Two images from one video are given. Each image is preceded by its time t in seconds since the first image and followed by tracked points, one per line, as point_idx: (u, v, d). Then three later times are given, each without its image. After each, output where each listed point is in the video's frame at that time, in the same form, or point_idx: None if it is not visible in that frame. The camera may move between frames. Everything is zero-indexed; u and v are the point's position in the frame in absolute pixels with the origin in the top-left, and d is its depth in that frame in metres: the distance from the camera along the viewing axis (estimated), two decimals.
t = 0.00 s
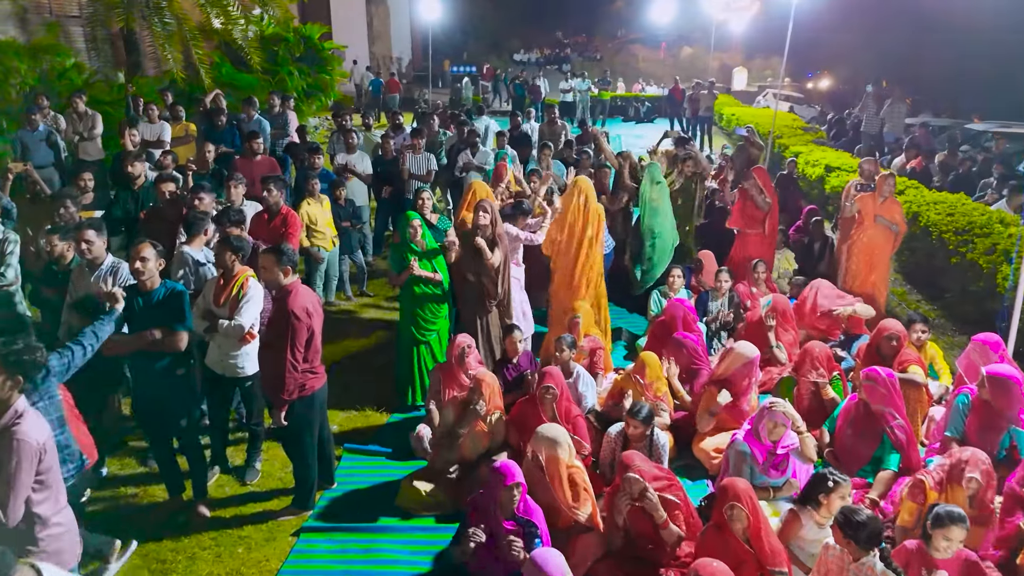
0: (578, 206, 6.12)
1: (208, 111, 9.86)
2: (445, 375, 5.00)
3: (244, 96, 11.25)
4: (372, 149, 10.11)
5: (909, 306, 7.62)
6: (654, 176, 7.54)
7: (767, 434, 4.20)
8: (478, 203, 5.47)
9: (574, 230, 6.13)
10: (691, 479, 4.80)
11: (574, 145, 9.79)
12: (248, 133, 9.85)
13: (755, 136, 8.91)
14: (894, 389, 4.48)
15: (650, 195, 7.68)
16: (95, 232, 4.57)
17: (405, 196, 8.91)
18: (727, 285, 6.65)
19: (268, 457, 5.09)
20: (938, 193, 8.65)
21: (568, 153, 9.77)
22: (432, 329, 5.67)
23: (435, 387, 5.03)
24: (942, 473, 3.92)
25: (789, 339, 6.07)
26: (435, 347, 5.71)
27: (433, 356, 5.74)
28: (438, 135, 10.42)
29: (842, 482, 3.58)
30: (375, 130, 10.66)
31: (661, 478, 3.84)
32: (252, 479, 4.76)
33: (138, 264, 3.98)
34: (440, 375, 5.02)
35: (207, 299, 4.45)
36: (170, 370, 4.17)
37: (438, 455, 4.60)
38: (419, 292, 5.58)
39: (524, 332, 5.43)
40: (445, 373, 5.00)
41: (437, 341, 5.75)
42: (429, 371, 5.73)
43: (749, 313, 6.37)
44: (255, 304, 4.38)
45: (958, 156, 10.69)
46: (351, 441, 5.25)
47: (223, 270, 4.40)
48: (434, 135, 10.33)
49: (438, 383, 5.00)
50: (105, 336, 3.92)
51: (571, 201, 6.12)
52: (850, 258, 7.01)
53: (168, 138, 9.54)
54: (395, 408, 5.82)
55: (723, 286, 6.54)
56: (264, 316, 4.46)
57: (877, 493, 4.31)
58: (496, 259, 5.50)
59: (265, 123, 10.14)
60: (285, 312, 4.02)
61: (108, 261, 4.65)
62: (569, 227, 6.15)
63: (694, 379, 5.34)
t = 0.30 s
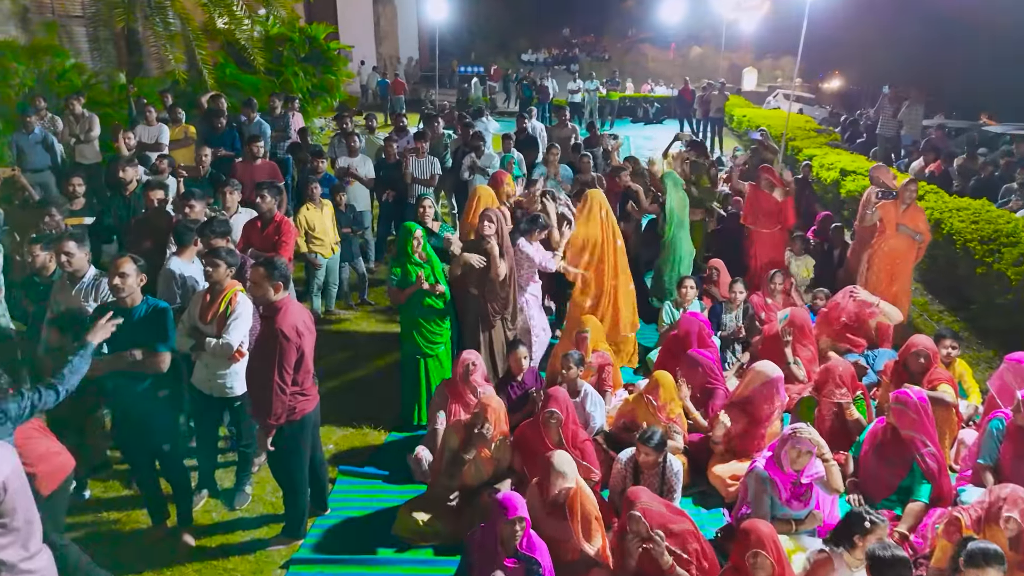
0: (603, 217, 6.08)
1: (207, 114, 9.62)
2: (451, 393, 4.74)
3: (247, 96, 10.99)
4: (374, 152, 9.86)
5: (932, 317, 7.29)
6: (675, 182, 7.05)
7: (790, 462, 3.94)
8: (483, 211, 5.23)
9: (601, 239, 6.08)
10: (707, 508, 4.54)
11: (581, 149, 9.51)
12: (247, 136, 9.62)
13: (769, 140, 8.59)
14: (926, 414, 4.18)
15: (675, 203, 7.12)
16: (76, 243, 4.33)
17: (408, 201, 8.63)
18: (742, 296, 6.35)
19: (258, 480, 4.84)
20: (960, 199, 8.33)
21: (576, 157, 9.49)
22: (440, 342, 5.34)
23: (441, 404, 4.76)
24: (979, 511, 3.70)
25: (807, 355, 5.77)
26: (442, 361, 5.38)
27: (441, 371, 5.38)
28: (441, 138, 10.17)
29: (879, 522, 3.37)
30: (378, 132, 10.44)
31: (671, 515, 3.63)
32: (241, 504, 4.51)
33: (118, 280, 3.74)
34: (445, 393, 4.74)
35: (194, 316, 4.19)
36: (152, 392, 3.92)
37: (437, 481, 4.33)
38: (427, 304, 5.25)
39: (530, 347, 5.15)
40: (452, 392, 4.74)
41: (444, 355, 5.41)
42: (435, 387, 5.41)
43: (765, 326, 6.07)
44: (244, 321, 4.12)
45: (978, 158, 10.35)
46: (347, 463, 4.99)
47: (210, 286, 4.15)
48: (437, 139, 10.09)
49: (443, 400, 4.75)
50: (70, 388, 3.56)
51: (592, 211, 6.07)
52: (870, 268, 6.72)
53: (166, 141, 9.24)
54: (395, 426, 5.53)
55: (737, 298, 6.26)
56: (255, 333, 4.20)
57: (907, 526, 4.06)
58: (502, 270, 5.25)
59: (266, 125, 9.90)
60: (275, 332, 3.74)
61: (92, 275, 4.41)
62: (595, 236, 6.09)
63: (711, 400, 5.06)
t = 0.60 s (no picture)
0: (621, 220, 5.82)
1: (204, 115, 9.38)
2: (451, 414, 4.44)
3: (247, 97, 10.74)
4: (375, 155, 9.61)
5: (952, 329, 7.01)
6: (690, 184, 6.73)
7: (810, 494, 3.65)
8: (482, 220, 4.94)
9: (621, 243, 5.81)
10: (721, 540, 4.28)
11: (587, 152, 9.24)
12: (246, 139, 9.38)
13: (781, 142, 8.26)
14: (959, 443, 3.87)
15: (693, 205, 6.80)
16: (51, 256, 4.10)
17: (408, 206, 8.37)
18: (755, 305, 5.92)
19: (244, 507, 4.58)
20: (980, 205, 8.04)
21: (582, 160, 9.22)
22: (434, 359, 5.09)
23: (439, 425, 4.47)
24: (1006, 550, 3.41)
25: (825, 372, 5.44)
26: (437, 378, 5.15)
27: (437, 389, 5.15)
28: (444, 142, 9.93)
29: (910, 567, 3.08)
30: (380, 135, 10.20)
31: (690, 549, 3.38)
32: (225, 533, 4.24)
33: (90, 298, 3.51)
34: (443, 413, 4.46)
35: (175, 334, 3.93)
36: (128, 418, 3.67)
37: (432, 510, 4.07)
38: (414, 318, 4.99)
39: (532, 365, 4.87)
40: (451, 413, 4.44)
41: (439, 372, 5.15)
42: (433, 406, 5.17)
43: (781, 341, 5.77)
44: (228, 341, 3.86)
45: (997, 161, 10.04)
46: (339, 487, 4.74)
47: (192, 302, 3.89)
48: (439, 142, 9.85)
49: (441, 422, 4.46)
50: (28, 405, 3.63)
51: (610, 211, 5.78)
52: (890, 279, 6.44)
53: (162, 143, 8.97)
54: (392, 445, 5.26)
55: (750, 309, 5.88)
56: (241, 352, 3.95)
57: (936, 563, 3.77)
58: (502, 281, 4.98)
59: (265, 127, 9.66)
60: (258, 354, 3.43)
61: (69, 289, 4.18)
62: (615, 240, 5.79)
63: (727, 423, 4.78)
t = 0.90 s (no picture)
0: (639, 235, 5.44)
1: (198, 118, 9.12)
2: (444, 438, 4.02)
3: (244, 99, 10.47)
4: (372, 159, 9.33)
5: (972, 341, 6.72)
6: (707, 193, 6.50)
7: (834, 533, 3.39)
8: (481, 230, 4.70)
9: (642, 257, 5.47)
10: None
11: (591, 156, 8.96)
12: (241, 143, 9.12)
13: (792, 146, 7.93)
14: (992, 475, 3.60)
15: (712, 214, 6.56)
16: (20, 271, 3.85)
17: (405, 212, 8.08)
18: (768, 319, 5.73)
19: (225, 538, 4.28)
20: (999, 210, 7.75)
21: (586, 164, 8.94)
22: (421, 379, 4.80)
23: (432, 451, 4.00)
24: None
25: (843, 391, 5.17)
26: (423, 399, 4.84)
27: (426, 411, 4.85)
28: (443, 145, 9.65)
29: None
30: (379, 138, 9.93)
31: None
32: (204, 566, 3.96)
33: (54, 317, 3.28)
34: (436, 437, 4.02)
35: (150, 356, 3.65)
36: (99, 448, 3.42)
37: (426, 543, 3.83)
38: (405, 334, 4.68)
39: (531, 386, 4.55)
40: (445, 437, 4.02)
41: (428, 392, 4.88)
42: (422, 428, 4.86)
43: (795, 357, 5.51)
44: (207, 363, 3.62)
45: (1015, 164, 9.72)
46: (327, 516, 4.47)
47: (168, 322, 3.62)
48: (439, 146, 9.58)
49: (433, 447, 4.00)
50: None
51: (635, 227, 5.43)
52: (908, 289, 6.17)
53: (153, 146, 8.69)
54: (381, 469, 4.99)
55: (763, 322, 5.69)
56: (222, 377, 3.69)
57: None
58: (496, 297, 4.75)
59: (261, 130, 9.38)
60: (234, 383, 3.15)
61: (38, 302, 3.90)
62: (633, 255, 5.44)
63: (737, 448, 4.50)
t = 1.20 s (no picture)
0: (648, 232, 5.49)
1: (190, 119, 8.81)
2: (435, 465, 3.79)
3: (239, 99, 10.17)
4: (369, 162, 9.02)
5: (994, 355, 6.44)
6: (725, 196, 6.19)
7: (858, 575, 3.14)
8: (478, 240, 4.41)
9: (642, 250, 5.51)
10: None
11: (596, 160, 8.65)
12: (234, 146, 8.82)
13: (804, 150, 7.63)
14: None
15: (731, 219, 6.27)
16: None
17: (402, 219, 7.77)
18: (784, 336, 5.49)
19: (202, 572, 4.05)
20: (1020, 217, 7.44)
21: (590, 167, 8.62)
22: (409, 399, 4.56)
23: (423, 480, 3.79)
24: None
25: (863, 412, 4.86)
26: (411, 420, 4.61)
27: (414, 432, 4.64)
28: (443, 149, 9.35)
29: None
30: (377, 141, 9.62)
31: None
32: None
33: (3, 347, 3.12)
34: (426, 464, 3.81)
35: (119, 381, 3.38)
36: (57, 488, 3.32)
37: None
38: (392, 351, 4.47)
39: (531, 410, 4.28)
40: (436, 464, 3.78)
41: (416, 413, 4.65)
42: (414, 453, 4.66)
43: (811, 374, 5.23)
44: (178, 391, 3.31)
45: None
46: (313, 548, 4.20)
47: (138, 344, 3.34)
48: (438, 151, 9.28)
49: (424, 475, 3.78)
50: None
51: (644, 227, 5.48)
52: (929, 302, 5.89)
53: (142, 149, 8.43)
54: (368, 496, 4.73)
55: (776, 338, 5.45)
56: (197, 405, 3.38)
57: None
58: (490, 313, 4.42)
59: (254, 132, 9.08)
60: (201, 418, 2.88)
61: None
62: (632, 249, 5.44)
63: (753, 475, 4.23)
